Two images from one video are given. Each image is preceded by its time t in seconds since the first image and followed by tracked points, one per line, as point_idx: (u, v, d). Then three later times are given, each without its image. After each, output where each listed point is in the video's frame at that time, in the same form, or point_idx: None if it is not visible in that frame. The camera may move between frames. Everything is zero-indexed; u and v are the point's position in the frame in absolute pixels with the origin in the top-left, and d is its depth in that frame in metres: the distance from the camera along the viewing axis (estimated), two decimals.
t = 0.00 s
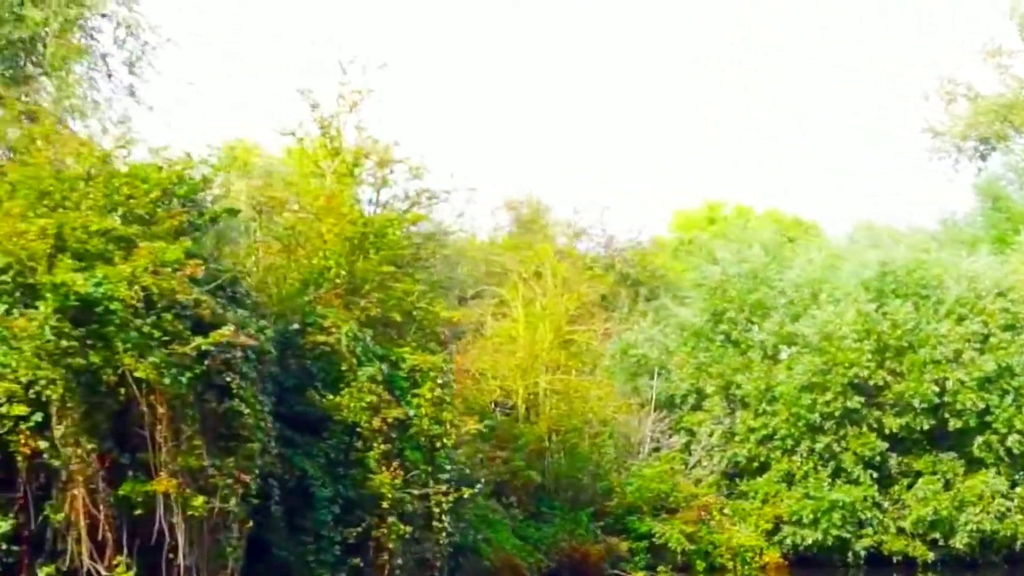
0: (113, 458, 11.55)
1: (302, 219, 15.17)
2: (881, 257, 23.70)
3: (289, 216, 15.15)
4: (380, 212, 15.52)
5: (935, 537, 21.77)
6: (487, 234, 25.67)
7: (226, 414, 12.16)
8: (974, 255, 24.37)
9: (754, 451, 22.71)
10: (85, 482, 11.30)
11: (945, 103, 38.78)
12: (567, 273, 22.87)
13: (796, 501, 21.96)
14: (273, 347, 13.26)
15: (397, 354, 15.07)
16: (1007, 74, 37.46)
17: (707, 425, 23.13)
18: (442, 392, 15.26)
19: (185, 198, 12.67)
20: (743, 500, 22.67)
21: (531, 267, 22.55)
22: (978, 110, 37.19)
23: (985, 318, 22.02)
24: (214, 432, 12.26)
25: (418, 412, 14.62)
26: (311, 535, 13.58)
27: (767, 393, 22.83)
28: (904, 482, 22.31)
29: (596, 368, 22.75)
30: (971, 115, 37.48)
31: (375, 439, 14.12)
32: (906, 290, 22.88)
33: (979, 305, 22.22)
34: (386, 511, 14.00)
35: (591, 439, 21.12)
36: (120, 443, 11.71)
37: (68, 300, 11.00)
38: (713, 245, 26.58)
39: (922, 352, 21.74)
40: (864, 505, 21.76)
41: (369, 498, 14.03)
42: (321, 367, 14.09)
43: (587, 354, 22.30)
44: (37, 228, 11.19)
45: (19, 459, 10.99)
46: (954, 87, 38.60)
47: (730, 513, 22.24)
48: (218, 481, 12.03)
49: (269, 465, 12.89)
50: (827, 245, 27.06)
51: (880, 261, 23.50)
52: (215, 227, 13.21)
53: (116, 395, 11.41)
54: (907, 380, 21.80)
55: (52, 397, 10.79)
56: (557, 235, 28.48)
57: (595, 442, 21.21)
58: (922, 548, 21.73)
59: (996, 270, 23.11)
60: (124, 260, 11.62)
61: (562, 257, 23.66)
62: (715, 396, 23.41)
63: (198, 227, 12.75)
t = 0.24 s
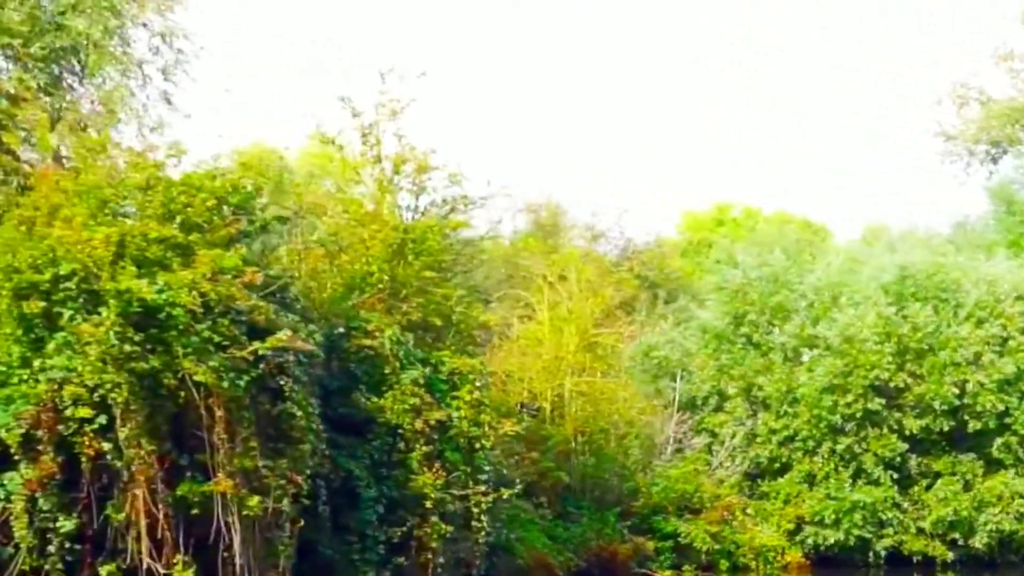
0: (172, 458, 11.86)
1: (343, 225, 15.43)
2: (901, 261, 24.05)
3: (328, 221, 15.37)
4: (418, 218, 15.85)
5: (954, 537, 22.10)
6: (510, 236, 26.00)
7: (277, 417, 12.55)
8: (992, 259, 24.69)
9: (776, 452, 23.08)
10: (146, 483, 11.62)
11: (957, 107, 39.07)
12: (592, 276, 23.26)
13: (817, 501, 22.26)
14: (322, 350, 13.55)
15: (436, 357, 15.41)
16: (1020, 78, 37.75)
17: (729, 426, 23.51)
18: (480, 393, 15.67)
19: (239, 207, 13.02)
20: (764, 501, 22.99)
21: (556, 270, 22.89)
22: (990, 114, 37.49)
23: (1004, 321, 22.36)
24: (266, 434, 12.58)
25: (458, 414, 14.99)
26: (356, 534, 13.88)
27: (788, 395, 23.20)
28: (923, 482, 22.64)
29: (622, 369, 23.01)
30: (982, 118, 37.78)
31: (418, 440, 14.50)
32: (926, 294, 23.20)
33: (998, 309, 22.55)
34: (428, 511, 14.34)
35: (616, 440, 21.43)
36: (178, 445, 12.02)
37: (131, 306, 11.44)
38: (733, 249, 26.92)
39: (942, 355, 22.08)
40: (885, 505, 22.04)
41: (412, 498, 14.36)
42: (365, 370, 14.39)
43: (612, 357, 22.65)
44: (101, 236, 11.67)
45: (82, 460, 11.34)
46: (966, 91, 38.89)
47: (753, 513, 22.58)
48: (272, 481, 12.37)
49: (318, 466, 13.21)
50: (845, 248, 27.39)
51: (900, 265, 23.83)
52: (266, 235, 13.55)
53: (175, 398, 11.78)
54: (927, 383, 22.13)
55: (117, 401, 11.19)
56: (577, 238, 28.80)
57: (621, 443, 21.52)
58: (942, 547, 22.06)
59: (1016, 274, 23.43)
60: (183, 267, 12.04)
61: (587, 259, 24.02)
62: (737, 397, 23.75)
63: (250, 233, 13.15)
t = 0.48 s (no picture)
0: (228, 460, 12.21)
1: (382, 230, 15.70)
2: (919, 265, 24.40)
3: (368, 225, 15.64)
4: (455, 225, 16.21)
5: (972, 536, 22.44)
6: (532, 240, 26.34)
7: (327, 420, 12.93)
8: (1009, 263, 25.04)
9: (797, 453, 23.46)
10: (203, 483, 11.94)
11: (968, 110, 39.38)
12: (616, 280, 23.63)
13: (838, 502, 22.58)
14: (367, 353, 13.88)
15: (474, 360, 15.76)
16: None
17: (750, 427, 23.88)
18: (517, 396, 15.99)
19: (287, 211, 13.46)
20: (785, 501, 23.30)
21: (580, 274, 23.25)
22: (1001, 118, 37.80)
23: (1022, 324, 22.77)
24: (317, 435, 12.94)
25: (496, 416, 15.34)
26: (400, 533, 14.20)
27: (808, 397, 23.54)
28: (942, 483, 22.99)
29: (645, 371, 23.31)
30: (993, 122, 38.09)
31: (458, 441, 14.84)
32: (945, 297, 23.56)
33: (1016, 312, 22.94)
34: (468, 511, 14.68)
35: (641, 442, 21.73)
36: (233, 446, 12.38)
37: (190, 311, 11.81)
38: (752, 253, 27.26)
39: (961, 358, 22.42)
40: (905, 505, 22.36)
41: (452, 498, 14.71)
42: (407, 373, 14.75)
43: (637, 360, 23.00)
44: (163, 240, 11.99)
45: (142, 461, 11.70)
46: (977, 95, 39.20)
47: (774, 512, 22.86)
48: (322, 481, 12.71)
49: (365, 466, 13.54)
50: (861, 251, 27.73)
51: (919, 268, 24.21)
52: (313, 239, 13.99)
53: (231, 401, 12.12)
54: (946, 385, 22.48)
55: (178, 404, 11.53)
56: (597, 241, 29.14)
57: (646, 445, 21.84)
58: (961, 546, 22.41)
59: None
60: (237, 274, 12.42)
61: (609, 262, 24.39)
62: (758, 399, 24.13)
63: (298, 240, 13.53)
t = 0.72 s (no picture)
0: (281, 460, 12.58)
1: (423, 237, 15.99)
2: (938, 269, 24.77)
3: (411, 232, 15.96)
4: (493, 230, 16.58)
5: (990, 536, 22.80)
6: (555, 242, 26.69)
7: (376, 422, 13.29)
8: None
9: (817, 454, 23.81)
10: (258, 483, 12.35)
11: (980, 114, 39.72)
12: (640, 283, 24.03)
13: (858, 502, 22.91)
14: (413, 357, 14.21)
15: (511, 363, 16.10)
16: None
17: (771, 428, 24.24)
18: (552, 398, 16.34)
19: (332, 220, 13.82)
20: (806, 501, 23.62)
21: (605, 277, 23.61)
22: (1014, 122, 38.13)
23: None
24: (365, 437, 13.31)
25: (533, 418, 15.70)
26: (440, 531, 14.54)
27: (828, 398, 23.88)
28: (960, 483, 23.34)
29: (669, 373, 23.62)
30: (1005, 126, 38.42)
31: (497, 442, 15.18)
32: (964, 300, 23.93)
33: None
34: (507, 510, 15.05)
35: (666, 442, 22.01)
36: (286, 447, 12.75)
37: (246, 315, 12.18)
38: (771, 256, 27.61)
39: (980, 361, 22.79)
40: (924, 506, 22.66)
41: (491, 498, 15.06)
42: (447, 375, 15.14)
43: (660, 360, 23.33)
44: (219, 246, 12.35)
45: (199, 461, 12.05)
46: (989, 100, 39.54)
47: (794, 512, 23.15)
48: (370, 481, 13.07)
49: (410, 466, 13.89)
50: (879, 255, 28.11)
51: (939, 271, 24.57)
52: (359, 246, 14.29)
53: (285, 402, 12.48)
54: (965, 387, 22.85)
55: (236, 405, 11.89)
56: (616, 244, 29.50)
57: (670, 445, 22.15)
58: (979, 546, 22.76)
59: None
60: (289, 279, 12.75)
61: (632, 264, 24.78)
62: (779, 399, 24.49)
63: (346, 246, 13.85)
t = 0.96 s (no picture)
0: (332, 460, 12.93)
1: (461, 243, 16.27)
2: (957, 271, 25.09)
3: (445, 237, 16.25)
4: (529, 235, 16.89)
5: (1009, 535, 23.16)
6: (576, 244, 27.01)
7: (422, 424, 13.63)
8: None
9: (838, 454, 24.15)
10: (309, 483, 12.67)
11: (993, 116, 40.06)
12: (663, 286, 24.36)
13: (880, 501, 23.25)
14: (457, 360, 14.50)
15: (547, 365, 16.42)
16: None
17: (791, 429, 24.60)
18: (586, 400, 16.67)
19: (378, 226, 14.02)
20: (827, 501, 23.96)
21: (628, 279, 23.95)
22: None
23: None
24: (411, 439, 13.64)
25: (569, 419, 16.04)
26: (480, 531, 14.83)
27: (849, 399, 24.21)
28: (978, 483, 23.70)
29: (691, 375, 23.93)
30: (1018, 128, 38.75)
31: (534, 443, 15.46)
32: (982, 303, 24.31)
33: None
34: (545, 509, 15.40)
35: (689, 443, 22.19)
36: (336, 448, 13.09)
37: (299, 320, 12.57)
38: (790, 257, 27.95)
39: (1000, 362, 23.15)
40: (944, 506, 22.95)
41: (529, 498, 15.39)
42: (485, 377, 15.45)
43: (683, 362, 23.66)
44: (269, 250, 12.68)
45: (254, 462, 12.37)
46: (1001, 102, 39.87)
47: (816, 511, 23.56)
48: (417, 481, 13.42)
49: (454, 467, 14.22)
50: (896, 257, 28.43)
51: (957, 275, 24.93)
52: (402, 252, 14.55)
53: (336, 404, 12.88)
54: (984, 389, 23.22)
55: (291, 408, 12.27)
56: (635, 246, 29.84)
57: (695, 445, 22.43)
58: (999, 545, 23.10)
59: None
60: (338, 285, 13.06)
61: (655, 267, 25.13)
62: (799, 400, 24.83)
63: (393, 251, 14.17)
